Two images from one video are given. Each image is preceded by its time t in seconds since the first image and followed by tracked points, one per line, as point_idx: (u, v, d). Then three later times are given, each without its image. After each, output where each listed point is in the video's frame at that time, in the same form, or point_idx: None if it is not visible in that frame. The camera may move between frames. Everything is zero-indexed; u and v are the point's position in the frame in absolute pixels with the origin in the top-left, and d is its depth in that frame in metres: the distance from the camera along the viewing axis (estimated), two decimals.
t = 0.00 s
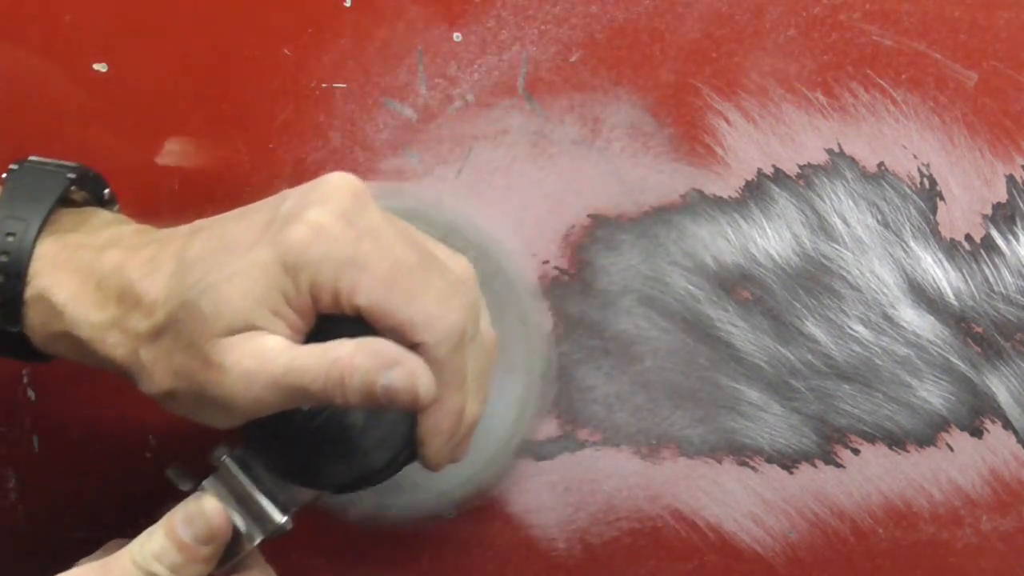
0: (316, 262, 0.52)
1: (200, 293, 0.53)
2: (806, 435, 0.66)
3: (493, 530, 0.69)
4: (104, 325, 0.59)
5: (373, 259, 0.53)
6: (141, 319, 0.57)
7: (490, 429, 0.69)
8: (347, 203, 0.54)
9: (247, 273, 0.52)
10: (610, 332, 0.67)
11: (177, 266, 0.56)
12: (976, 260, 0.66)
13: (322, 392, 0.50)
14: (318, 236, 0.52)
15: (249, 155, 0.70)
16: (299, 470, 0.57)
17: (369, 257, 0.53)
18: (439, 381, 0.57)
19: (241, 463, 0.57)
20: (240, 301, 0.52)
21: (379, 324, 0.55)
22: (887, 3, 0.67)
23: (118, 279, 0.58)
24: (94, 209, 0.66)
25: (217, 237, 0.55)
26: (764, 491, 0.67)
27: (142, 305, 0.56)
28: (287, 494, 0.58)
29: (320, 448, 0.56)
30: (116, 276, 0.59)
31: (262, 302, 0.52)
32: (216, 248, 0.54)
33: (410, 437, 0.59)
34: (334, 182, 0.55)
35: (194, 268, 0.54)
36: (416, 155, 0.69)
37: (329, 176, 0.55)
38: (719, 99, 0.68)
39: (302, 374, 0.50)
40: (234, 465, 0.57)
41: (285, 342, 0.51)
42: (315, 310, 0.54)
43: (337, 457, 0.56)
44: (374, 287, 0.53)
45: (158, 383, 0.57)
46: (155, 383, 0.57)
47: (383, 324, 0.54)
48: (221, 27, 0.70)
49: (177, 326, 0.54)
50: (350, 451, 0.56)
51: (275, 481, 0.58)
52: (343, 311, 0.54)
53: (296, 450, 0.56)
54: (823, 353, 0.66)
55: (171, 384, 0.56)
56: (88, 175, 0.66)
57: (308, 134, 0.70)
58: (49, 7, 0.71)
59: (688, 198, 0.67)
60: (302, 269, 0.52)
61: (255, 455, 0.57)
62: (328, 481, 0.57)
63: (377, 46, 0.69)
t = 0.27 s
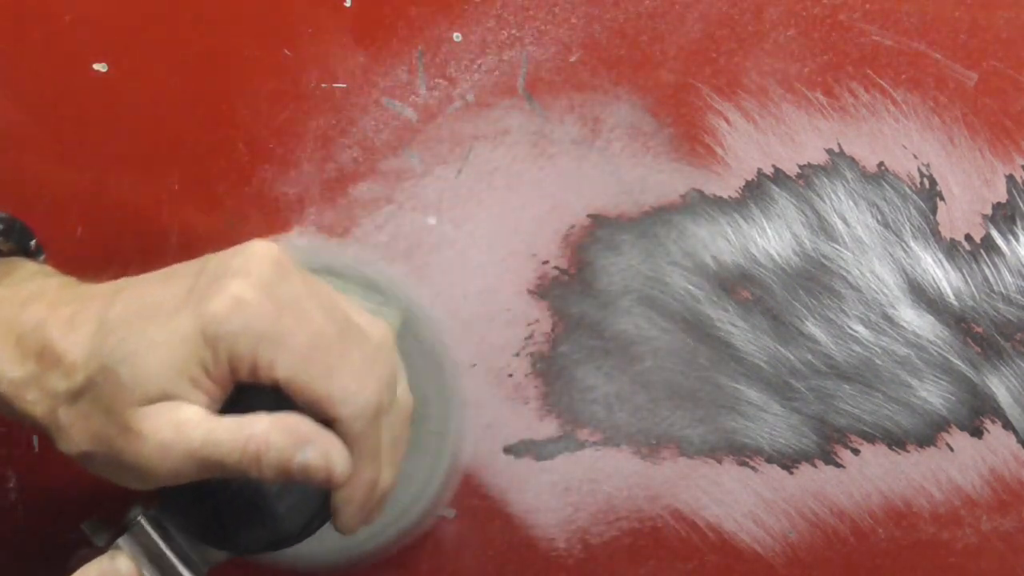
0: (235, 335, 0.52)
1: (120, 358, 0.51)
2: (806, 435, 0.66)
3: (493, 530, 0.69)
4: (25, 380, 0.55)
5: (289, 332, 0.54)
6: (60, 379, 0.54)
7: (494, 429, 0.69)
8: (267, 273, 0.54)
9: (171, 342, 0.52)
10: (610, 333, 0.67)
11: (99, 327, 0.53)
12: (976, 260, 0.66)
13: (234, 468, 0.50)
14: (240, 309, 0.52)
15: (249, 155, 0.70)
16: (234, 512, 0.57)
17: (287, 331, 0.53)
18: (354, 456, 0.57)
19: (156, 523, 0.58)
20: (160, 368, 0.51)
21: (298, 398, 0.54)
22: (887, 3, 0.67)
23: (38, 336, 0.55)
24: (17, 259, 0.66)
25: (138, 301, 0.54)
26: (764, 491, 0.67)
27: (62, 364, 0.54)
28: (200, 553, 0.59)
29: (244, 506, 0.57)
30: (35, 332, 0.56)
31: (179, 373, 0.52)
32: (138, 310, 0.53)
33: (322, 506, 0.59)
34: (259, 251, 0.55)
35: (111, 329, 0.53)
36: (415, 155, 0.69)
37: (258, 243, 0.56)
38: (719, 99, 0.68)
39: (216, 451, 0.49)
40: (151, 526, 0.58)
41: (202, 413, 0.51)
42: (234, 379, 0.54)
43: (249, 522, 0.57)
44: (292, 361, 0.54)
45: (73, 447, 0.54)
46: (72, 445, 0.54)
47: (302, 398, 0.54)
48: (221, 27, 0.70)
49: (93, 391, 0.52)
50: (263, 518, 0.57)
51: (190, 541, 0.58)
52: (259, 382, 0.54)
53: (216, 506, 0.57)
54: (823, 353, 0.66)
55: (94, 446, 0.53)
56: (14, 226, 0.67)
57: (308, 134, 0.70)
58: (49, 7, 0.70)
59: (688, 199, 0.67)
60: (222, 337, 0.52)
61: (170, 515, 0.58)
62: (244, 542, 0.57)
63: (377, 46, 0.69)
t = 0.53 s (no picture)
0: (378, 313, 0.54)
1: (261, 331, 0.53)
2: (806, 435, 0.66)
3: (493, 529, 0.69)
4: (159, 349, 0.58)
5: (434, 313, 0.55)
6: (196, 349, 0.56)
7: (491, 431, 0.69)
8: (410, 253, 0.57)
9: (307, 319, 0.54)
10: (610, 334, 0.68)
11: (239, 297, 0.55)
12: (976, 260, 0.66)
13: (377, 446, 0.53)
14: (381, 287, 0.55)
15: (249, 155, 0.70)
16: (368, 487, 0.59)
17: (427, 312, 0.55)
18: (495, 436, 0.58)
19: (290, 492, 0.58)
20: (298, 348, 0.53)
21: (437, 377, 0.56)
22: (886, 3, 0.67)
23: (176, 305, 0.57)
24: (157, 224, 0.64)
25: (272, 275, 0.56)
26: (764, 491, 0.67)
27: (199, 333, 0.56)
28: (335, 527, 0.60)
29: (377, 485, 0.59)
30: (175, 304, 0.57)
31: (321, 352, 0.54)
32: (270, 291, 0.55)
33: (459, 486, 0.60)
34: (402, 227, 0.57)
35: (251, 302, 0.55)
36: (416, 155, 0.69)
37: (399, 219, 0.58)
38: (719, 99, 0.68)
39: (362, 428, 0.52)
40: (285, 495, 0.58)
41: (347, 392, 0.53)
42: (373, 357, 0.56)
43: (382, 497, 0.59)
44: (435, 342, 0.55)
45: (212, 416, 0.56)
46: (210, 413, 0.56)
47: (440, 376, 0.56)
48: (219, 27, 0.70)
49: (235, 362, 0.54)
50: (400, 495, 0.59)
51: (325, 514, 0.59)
52: (400, 361, 0.56)
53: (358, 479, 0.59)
54: (822, 353, 0.66)
55: (225, 417, 0.56)
56: (152, 188, 0.64)
57: (308, 134, 0.70)
58: (49, 7, 0.70)
59: (688, 199, 0.67)
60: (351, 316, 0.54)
61: (308, 488, 0.59)
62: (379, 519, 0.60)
63: (376, 46, 0.69)
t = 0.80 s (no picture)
0: (307, 341, 0.53)
1: (190, 359, 0.52)
2: (806, 435, 0.66)
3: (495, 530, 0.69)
4: (90, 376, 0.56)
5: (366, 338, 0.54)
6: (130, 376, 0.54)
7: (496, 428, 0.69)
8: (343, 277, 0.55)
9: (232, 347, 0.52)
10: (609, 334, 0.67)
11: (170, 324, 0.54)
12: (976, 260, 0.66)
13: (303, 472, 0.51)
14: (311, 317, 0.53)
15: (249, 155, 0.70)
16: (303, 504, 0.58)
17: (359, 338, 0.54)
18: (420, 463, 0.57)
19: (218, 519, 0.59)
20: (228, 373, 0.52)
21: (367, 404, 0.54)
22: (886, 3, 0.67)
23: (110, 331, 0.56)
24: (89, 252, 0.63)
25: (205, 301, 0.55)
26: (764, 492, 0.67)
27: (132, 360, 0.54)
28: (262, 552, 0.59)
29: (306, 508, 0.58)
30: (106, 331, 0.57)
31: (249, 377, 0.52)
32: (200, 318, 0.54)
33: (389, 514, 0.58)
34: (331, 255, 0.56)
35: (182, 328, 0.53)
36: (416, 154, 0.69)
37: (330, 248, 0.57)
38: (719, 99, 0.68)
39: (285, 453, 0.50)
40: (213, 523, 0.58)
41: (274, 417, 0.52)
42: (302, 386, 0.55)
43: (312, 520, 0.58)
44: (365, 369, 0.54)
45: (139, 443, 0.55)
46: (139, 443, 0.55)
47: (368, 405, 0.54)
48: (220, 27, 0.70)
49: (164, 391, 0.53)
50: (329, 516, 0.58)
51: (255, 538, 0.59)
52: (330, 389, 0.55)
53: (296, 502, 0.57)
54: (822, 353, 0.66)
55: (156, 446, 0.54)
56: (85, 215, 0.63)
57: (308, 134, 0.70)
58: (49, 6, 0.70)
59: (687, 199, 0.67)
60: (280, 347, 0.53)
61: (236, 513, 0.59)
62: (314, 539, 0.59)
63: (377, 46, 0.69)
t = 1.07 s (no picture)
0: (230, 387, 0.52)
1: (113, 404, 0.50)
2: (806, 435, 0.66)
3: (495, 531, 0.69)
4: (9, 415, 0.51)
5: (286, 385, 0.53)
6: (52, 417, 0.50)
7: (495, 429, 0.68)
8: (264, 323, 0.54)
9: (152, 391, 0.51)
10: (609, 334, 0.67)
11: (94, 366, 0.51)
12: (976, 260, 0.66)
13: (221, 520, 0.50)
14: (232, 361, 0.52)
15: (249, 155, 0.70)
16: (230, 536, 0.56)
17: (280, 385, 0.53)
18: (341, 508, 0.56)
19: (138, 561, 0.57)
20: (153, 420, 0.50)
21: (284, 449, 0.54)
22: (886, 4, 0.67)
23: (30, 369, 0.52)
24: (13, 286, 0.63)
25: (125, 341, 0.53)
26: (764, 491, 0.67)
27: (55, 401, 0.51)
28: None
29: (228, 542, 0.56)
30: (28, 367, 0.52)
31: (169, 422, 0.51)
32: (120, 359, 0.52)
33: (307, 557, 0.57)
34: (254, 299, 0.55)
35: (101, 366, 0.51)
36: (416, 154, 0.69)
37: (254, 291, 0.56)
38: (719, 99, 0.68)
39: (202, 500, 0.49)
40: (132, 565, 0.56)
41: (193, 462, 0.50)
42: (222, 429, 0.54)
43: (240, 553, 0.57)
44: (283, 415, 0.53)
45: (62, 484, 0.52)
46: (61, 484, 0.52)
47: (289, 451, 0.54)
48: (220, 27, 0.70)
49: (86, 433, 0.50)
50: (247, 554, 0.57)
51: None
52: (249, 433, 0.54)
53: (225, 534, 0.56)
54: (823, 353, 0.66)
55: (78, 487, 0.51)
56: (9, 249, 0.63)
57: (308, 134, 0.70)
58: (48, 7, 0.70)
59: (687, 199, 0.67)
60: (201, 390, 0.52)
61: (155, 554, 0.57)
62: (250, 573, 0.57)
63: (377, 46, 0.69)
